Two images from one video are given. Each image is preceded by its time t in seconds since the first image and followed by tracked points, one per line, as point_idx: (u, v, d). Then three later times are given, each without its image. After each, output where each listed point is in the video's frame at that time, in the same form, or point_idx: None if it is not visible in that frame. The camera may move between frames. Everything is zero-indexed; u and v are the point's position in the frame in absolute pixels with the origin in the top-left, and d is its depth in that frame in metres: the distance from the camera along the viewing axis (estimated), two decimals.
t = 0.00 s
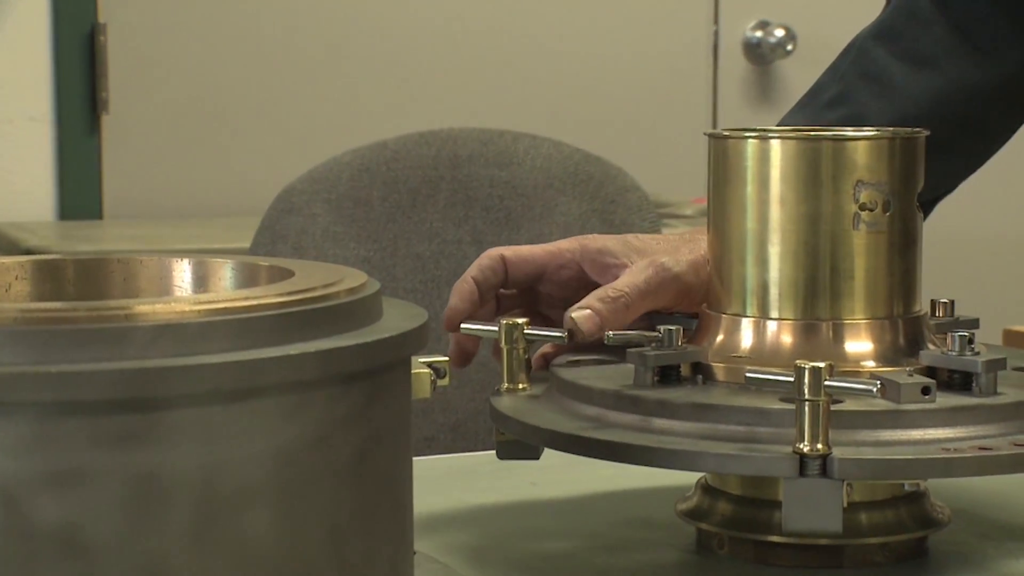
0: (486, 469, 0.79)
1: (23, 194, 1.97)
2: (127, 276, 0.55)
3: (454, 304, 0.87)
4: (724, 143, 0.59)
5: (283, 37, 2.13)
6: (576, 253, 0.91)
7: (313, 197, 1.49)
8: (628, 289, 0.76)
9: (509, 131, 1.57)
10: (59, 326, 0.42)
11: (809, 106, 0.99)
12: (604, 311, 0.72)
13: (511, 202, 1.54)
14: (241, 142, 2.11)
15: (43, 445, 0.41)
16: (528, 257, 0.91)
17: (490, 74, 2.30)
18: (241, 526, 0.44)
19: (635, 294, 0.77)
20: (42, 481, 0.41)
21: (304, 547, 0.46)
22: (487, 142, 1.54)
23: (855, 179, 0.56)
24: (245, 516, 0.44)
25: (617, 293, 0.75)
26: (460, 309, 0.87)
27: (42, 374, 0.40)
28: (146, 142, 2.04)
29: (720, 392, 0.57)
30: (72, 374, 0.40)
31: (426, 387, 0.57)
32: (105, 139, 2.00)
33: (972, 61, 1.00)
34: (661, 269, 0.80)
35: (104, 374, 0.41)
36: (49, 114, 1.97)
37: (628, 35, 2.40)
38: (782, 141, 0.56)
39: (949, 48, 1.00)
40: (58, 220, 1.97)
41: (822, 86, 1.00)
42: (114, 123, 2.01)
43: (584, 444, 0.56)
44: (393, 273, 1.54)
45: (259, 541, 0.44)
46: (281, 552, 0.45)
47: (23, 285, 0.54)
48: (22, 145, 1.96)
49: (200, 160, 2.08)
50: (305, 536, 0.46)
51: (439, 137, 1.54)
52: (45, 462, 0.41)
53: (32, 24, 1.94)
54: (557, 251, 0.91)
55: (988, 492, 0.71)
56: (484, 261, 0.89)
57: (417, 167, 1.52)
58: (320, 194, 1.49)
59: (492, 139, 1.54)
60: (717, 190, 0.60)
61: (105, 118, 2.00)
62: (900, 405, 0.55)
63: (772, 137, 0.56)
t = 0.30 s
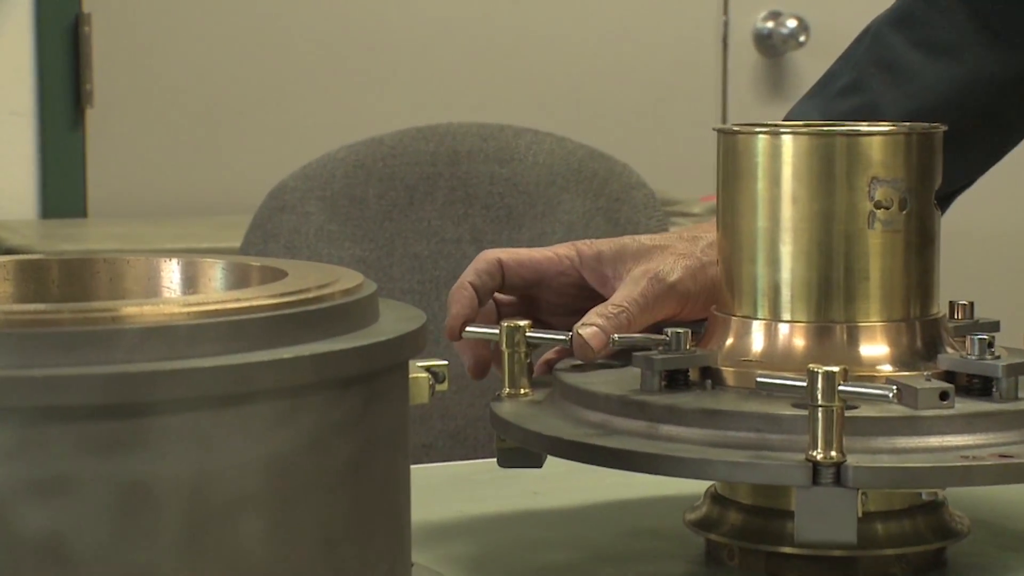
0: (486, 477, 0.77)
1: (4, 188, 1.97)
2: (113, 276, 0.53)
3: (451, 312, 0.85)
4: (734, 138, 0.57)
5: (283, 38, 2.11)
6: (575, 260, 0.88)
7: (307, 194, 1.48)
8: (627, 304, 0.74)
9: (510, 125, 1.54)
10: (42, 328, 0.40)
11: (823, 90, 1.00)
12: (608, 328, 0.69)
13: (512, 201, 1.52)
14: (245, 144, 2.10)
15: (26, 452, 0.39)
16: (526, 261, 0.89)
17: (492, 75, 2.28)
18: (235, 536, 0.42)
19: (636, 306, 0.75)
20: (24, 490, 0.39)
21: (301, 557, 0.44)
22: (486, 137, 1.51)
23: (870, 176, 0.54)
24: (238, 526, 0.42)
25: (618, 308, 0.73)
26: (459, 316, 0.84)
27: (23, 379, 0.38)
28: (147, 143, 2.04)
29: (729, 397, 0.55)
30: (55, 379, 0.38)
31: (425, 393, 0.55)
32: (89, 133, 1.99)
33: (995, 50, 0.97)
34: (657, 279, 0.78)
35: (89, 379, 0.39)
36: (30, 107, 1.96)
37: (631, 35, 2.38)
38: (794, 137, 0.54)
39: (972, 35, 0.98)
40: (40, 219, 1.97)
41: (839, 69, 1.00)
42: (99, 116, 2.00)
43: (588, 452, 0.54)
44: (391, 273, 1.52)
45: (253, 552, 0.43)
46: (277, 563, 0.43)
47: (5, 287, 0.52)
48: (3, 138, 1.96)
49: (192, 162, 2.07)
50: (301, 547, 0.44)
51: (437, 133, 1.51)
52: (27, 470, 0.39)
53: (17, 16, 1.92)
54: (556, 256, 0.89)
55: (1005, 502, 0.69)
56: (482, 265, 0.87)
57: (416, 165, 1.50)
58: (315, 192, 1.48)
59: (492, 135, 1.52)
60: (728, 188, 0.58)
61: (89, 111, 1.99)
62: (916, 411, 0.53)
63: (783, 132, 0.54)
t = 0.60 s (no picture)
0: (484, 483, 0.75)
1: None
2: (100, 276, 0.52)
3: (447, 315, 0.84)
4: (742, 134, 0.55)
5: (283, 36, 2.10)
6: (576, 261, 0.86)
7: (300, 191, 1.45)
8: (631, 305, 0.72)
9: (511, 120, 1.52)
10: (30, 328, 0.40)
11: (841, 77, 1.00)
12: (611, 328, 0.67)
13: (513, 197, 1.50)
14: (244, 145, 2.11)
15: (15, 456, 0.39)
16: (525, 263, 0.88)
17: (493, 74, 2.27)
18: (224, 543, 0.43)
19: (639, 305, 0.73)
20: (13, 494, 0.40)
21: (293, 562, 0.45)
22: (486, 131, 1.50)
23: (882, 173, 0.52)
24: (228, 533, 0.43)
25: (621, 308, 0.71)
26: (456, 318, 0.83)
27: (12, 384, 0.39)
28: (145, 144, 2.05)
29: (738, 401, 0.54)
30: (40, 383, 0.39)
31: (421, 396, 0.53)
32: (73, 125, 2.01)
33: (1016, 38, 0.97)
34: (663, 278, 0.76)
35: (77, 383, 0.39)
36: (14, 98, 1.97)
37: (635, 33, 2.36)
38: (805, 132, 0.52)
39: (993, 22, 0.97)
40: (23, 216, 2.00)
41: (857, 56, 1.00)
42: (85, 108, 2.01)
43: (590, 458, 0.52)
44: (385, 273, 1.50)
45: (243, 557, 0.43)
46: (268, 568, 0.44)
47: None
48: None
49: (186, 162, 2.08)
50: (293, 551, 0.45)
51: (434, 126, 1.50)
52: (16, 474, 0.40)
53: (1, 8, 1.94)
54: (557, 258, 0.87)
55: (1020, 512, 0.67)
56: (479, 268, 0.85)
57: (414, 161, 1.48)
58: (308, 189, 1.45)
59: (493, 130, 1.50)
60: (735, 183, 0.56)
61: (73, 103, 2.00)
62: (931, 415, 0.51)
63: (794, 127, 0.53)
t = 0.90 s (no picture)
0: (484, 491, 0.73)
1: None
2: (84, 275, 0.51)
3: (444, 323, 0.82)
4: (751, 127, 0.53)
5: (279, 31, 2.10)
6: (580, 260, 0.85)
7: (291, 187, 1.43)
8: (636, 298, 0.70)
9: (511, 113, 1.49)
10: (12, 330, 0.39)
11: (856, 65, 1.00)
12: (616, 324, 0.65)
13: (513, 193, 1.48)
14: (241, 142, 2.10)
15: None
16: (526, 267, 0.85)
17: (493, 70, 2.25)
18: (213, 553, 0.41)
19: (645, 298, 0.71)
20: None
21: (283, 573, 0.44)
22: (485, 124, 1.47)
23: (897, 169, 0.50)
24: (217, 543, 0.41)
25: (626, 301, 0.69)
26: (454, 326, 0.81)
27: None
28: (140, 144, 2.06)
29: (747, 405, 0.52)
30: (24, 385, 0.38)
31: (419, 401, 0.52)
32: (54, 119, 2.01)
33: None
34: (670, 273, 0.74)
35: (60, 386, 0.38)
36: None
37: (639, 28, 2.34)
38: (817, 126, 0.50)
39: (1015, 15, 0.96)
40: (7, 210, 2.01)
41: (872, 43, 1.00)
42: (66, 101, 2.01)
43: (594, 465, 0.50)
44: (381, 272, 1.48)
45: (233, 568, 0.42)
46: None
47: None
48: None
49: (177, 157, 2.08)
50: (284, 562, 0.43)
51: (431, 120, 1.46)
52: None
53: None
54: (559, 259, 0.85)
55: None
56: (479, 275, 0.83)
57: (409, 156, 1.45)
58: (298, 184, 1.42)
59: (492, 122, 1.47)
60: (743, 178, 0.54)
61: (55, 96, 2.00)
62: (948, 421, 0.49)
63: (806, 120, 0.50)
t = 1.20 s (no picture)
0: (483, 498, 0.72)
1: None
2: (69, 274, 0.50)
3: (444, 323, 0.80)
4: (760, 121, 0.52)
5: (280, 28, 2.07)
6: (579, 259, 0.83)
7: (283, 182, 1.40)
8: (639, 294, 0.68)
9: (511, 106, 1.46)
10: None
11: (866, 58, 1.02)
12: (621, 322, 0.64)
13: (513, 189, 1.46)
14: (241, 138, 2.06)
15: None
16: (526, 268, 0.84)
17: (495, 68, 2.23)
18: (203, 560, 0.40)
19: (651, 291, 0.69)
20: None
21: None
22: (484, 118, 1.44)
23: (911, 164, 0.49)
24: (207, 549, 0.41)
25: (629, 298, 0.67)
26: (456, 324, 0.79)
27: None
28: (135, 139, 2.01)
29: (756, 409, 0.50)
30: (7, 389, 0.37)
31: (415, 404, 0.50)
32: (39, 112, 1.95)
33: None
34: (672, 267, 0.73)
35: (42, 389, 0.37)
36: None
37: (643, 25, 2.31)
38: (828, 120, 0.49)
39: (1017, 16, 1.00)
40: None
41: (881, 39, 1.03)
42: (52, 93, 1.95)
43: (596, 472, 0.49)
44: (376, 271, 1.45)
45: None
46: None
47: None
48: None
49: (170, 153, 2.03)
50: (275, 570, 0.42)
51: (429, 113, 1.44)
52: None
53: None
54: (557, 258, 0.84)
55: None
56: (477, 275, 0.82)
57: (405, 151, 1.42)
58: (292, 179, 1.40)
59: (492, 117, 1.44)
60: (751, 174, 0.53)
61: (39, 88, 1.94)
62: (964, 425, 0.48)
63: (816, 114, 0.49)
